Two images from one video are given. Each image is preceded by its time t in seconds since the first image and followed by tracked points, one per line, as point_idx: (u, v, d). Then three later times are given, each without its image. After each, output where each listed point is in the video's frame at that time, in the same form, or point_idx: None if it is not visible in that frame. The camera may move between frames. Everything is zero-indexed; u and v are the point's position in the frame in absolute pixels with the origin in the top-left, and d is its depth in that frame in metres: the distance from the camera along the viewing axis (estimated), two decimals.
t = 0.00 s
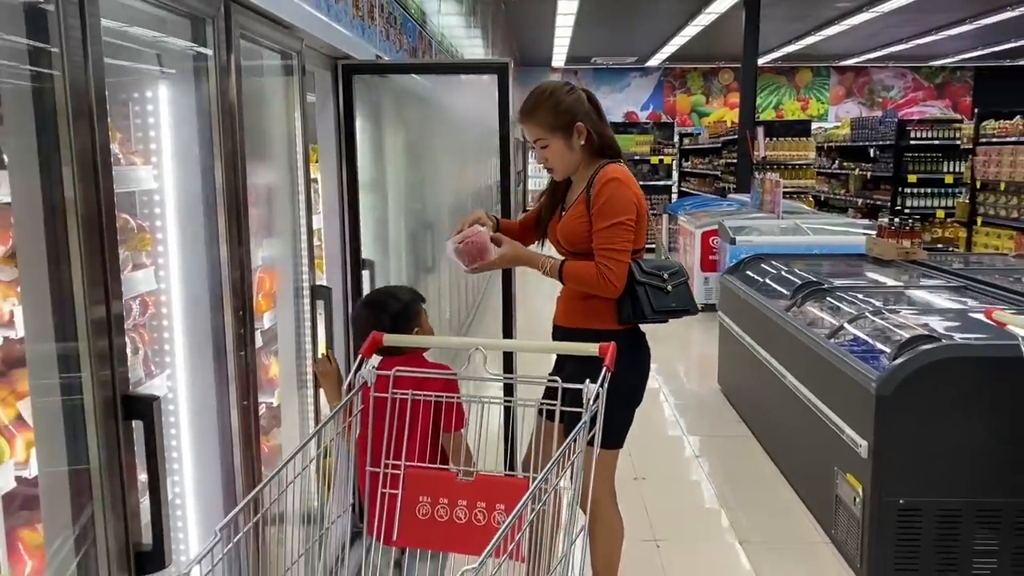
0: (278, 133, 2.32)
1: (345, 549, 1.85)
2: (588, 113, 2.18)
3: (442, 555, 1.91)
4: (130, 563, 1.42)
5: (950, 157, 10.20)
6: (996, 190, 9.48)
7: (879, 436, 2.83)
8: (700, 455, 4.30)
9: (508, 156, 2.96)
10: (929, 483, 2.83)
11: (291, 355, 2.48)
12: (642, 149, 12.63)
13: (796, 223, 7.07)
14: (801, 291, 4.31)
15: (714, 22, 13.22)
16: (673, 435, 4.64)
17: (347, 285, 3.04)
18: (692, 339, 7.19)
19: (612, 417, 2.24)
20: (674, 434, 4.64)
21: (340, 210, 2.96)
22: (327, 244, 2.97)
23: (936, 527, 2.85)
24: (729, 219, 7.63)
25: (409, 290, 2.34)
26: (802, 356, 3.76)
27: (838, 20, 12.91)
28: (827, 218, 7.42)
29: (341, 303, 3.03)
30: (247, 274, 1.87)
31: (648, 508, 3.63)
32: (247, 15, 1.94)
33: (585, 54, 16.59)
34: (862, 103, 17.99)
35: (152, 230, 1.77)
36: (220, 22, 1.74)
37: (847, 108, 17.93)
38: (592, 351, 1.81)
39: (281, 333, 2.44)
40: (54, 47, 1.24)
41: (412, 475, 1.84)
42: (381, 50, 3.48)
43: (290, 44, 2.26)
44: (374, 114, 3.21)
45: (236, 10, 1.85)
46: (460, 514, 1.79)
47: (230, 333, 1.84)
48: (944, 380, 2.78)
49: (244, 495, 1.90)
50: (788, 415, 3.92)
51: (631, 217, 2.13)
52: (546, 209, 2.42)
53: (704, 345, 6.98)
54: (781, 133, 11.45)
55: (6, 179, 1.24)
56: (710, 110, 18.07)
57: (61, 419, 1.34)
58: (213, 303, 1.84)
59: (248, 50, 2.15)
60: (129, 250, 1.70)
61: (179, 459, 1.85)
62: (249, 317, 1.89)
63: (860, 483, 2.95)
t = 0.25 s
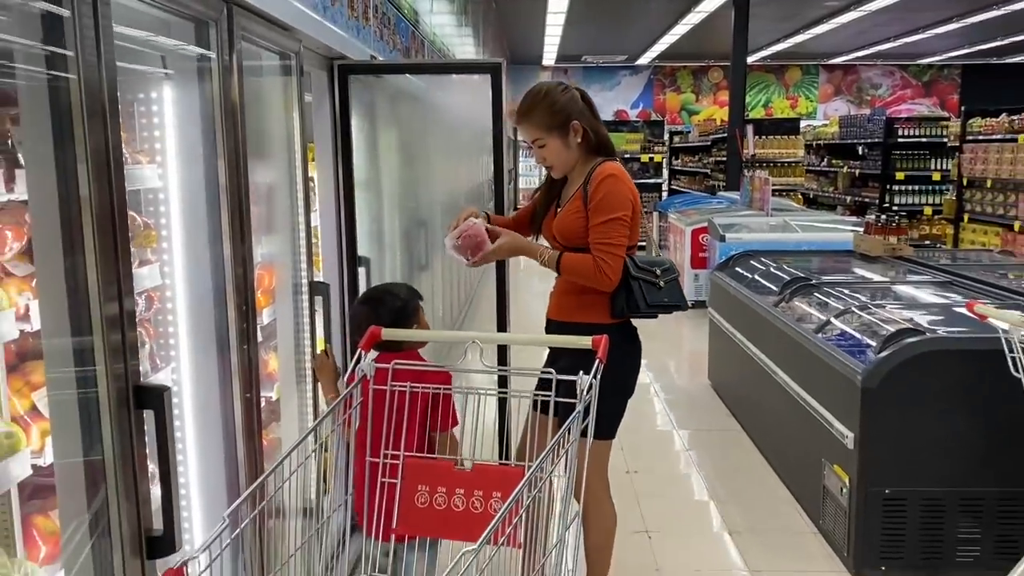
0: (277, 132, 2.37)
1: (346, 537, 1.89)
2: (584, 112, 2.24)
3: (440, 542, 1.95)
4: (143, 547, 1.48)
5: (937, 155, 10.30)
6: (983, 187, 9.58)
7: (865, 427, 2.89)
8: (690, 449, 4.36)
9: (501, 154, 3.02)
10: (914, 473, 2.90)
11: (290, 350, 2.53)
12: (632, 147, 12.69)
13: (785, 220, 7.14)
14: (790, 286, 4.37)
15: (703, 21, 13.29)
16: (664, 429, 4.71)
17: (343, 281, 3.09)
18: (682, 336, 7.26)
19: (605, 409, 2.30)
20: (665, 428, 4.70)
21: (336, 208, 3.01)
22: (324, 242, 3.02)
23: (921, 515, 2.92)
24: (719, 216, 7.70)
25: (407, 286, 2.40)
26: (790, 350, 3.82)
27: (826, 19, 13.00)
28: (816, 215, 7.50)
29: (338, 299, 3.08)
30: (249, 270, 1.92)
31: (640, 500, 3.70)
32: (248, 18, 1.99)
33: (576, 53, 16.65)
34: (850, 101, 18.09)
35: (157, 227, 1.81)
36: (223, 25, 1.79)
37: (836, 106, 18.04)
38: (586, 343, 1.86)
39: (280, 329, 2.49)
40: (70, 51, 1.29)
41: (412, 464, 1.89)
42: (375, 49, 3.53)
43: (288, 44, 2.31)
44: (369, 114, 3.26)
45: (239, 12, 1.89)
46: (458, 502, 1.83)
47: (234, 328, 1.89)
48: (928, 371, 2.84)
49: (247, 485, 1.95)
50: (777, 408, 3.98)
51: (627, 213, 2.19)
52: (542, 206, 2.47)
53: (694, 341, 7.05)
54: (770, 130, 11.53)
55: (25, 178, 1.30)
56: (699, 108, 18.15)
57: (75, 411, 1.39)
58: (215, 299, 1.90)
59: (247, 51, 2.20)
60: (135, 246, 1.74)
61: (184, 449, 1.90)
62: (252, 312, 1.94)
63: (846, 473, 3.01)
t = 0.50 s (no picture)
0: (272, 130, 2.41)
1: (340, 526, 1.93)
2: (575, 109, 2.28)
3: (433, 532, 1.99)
4: (144, 536, 1.51)
5: (927, 151, 10.36)
6: (973, 183, 9.64)
7: (851, 419, 2.94)
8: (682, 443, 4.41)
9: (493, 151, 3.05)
10: (899, 464, 2.95)
11: (285, 345, 2.57)
12: (625, 144, 12.74)
13: (776, 216, 7.19)
14: (779, 281, 4.42)
15: (695, 19, 13.35)
16: (656, 423, 4.76)
17: (337, 278, 3.13)
18: (674, 332, 7.31)
19: (595, 401, 2.34)
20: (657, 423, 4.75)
21: (330, 206, 3.04)
22: (318, 239, 3.06)
23: (907, 505, 2.98)
24: (711, 213, 7.75)
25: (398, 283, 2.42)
26: (779, 344, 3.87)
27: (817, 17, 13.06)
28: (806, 212, 7.55)
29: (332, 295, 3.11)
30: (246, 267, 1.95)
31: (631, 493, 3.74)
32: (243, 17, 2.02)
33: (568, 51, 16.69)
34: (842, 98, 18.17)
35: (153, 223, 1.86)
36: (218, 26, 1.82)
37: (827, 104, 18.11)
38: (574, 336, 1.90)
39: (276, 324, 2.53)
40: (72, 51, 1.33)
41: (404, 455, 1.93)
42: (367, 48, 3.57)
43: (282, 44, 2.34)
44: (362, 112, 3.30)
45: (235, 13, 1.92)
46: (450, 492, 1.86)
47: (230, 323, 1.92)
48: (912, 364, 2.89)
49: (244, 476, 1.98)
50: (766, 402, 4.03)
51: (619, 209, 2.24)
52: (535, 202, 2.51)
53: (686, 337, 7.10)
54: (762, 128, 11.59)
55: (27, 175, 1.35)
56: (692, 105, 18.21)
57: (77, 404, 1.42)
58: (212, 294, 1.94)
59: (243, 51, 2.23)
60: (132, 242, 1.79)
61: (181, 441, 1.94)
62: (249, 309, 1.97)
63: (833, 465, 3.06)
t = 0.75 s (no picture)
0: (262, 128, 2.45)
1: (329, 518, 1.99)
2: (562, 107, 2.32)
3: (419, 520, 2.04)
4: (137, 520, 1.56)
5: (917, 148, 10.43)
6: (962, 179, 9.71)
7: (833, 410, 2.99)
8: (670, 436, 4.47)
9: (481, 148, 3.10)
10: (881, 454, 3.01)
11: (275, 340, 2.61)
12: (618, 142, 12.79)
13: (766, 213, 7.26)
14: (767, 276, 4.47)
15: (687, 16, 13.40)
16: (644, 417, 4.81)
17: (327, 274, 3.18)
18: (666, 328, 7.36)
19: (579, 393, 2.39)
20: (646, 416, 4.80)
21: (321, 203, 3.09)
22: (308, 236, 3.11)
23: (887, 496, 3.04)
24: (702, 209, 7.80)
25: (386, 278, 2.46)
26: (765, 338, 3.92)
27: (808, 14, 13.13)
28: (796, 208, 7.61)
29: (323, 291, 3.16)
30: (237, 261, 2.00)
31: (620, 485, 3.80)
32: (233, 17, 2.06)
33: (562, 48, 16.73)
34: (834, 95, 18.24)
35: (146, 219, 1.89)
36: (207, 25, 1.86)
37: (820, 100, 18.19)
38: (559, 328, 1.94)
39: (267, 319, 2.57)
40: (64, 51, 1.37)
41: (393, 446, 1.97)
42: (358, 47, 3.62)
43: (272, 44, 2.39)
44: (352, 110, 3.34)
45: (224, 14, 1.96)
46: (437, 481, 1.91)
47: (221, 317, 1.97)
48: (893, 356, 2.94)
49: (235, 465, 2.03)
50: (753, 395, 4.08)
51: (606, 205, 2.28)
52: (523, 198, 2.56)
53: (677, 333, 7.16)
54: (754, 125, 11.65)
55: (22, 172, 1.39)
56: (685, 103, 18.27)
57: (72, 396, 1.48)
58: (204, 290, 1.98)
59: (233, 50, 2.27)
60: (125, 237, 1.84)
61: (174, 432, 1.99)
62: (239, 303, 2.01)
63: (816, 456, 3.12)
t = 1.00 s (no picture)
0: (253, 125, 2.51)
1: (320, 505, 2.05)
2: (550, 103, 2.38)
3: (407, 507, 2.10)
4: (132, 504, 1.61)
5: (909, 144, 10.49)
6: (953, 175, 9.77)
7: (817, 401, 3.05)
8: (660, 428, 4.53)
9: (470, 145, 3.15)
10: (863, 444, 3.07)
11: (268, 334, 2.66)
12: (612, 139, 12.84)
13: (757, 209, 7.31)
14: (754, 271, 4.53)
15: (681, 14, 13.46)
16: (635, 411, 4.87)
17: (319, 268, 3.23)
18: (658, 323, 7.42)
19: (564, 383, 2.45)
20: (637, 410, 4.86)
21: (313, 199, 3.14)
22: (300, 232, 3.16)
23: (869, 485, 3.10)
24: (694, 206, 7.86)
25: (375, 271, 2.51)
26: (752, 331, 3.98)
27: (802, 11, 13.19)
28: (788, 204, 7.67)
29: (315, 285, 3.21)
30: (229, 255, 2.05)
31: (609, 476, 3.86)
32: (225, 18, 2.12)
33: (557, 46, 16.78)
34: (828, 92, 18.30)
35: (140, 214, 1.95)
36: (199, 25, 1.92)
37: (814, 97, 18.25)
38: (544, 320, 1.99)
39: (259, 313, 2.62)
40: (60, 49, 1.42)
41: (381, 434, 2.02)
42: (349, 46, 3.67)
43: (263, 43, 2.44)
44: (343, 108, 3.40)
45: (216, 14, 2.01)
46: (424, 467, 1.97)
47: (213, 309, 2.03)
48: (875, 347, 3.00)
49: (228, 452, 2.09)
50: (741, 387, 4.14)
51: (589, 201, 2.34)
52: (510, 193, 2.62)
53: (670, 328, 7.22)
54: (747, 122, 11.71)
55: (20, 167, 1.44)
56: (679, 100, 18.33)
57: (69, 386, 1.53)
58: (196, 282, 2.04)
59: (226, 50, 2.33)
60: (120, 231, 1.88)
61: (168, 422, 2.04)
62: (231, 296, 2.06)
63: (800, 446, 3.18)
